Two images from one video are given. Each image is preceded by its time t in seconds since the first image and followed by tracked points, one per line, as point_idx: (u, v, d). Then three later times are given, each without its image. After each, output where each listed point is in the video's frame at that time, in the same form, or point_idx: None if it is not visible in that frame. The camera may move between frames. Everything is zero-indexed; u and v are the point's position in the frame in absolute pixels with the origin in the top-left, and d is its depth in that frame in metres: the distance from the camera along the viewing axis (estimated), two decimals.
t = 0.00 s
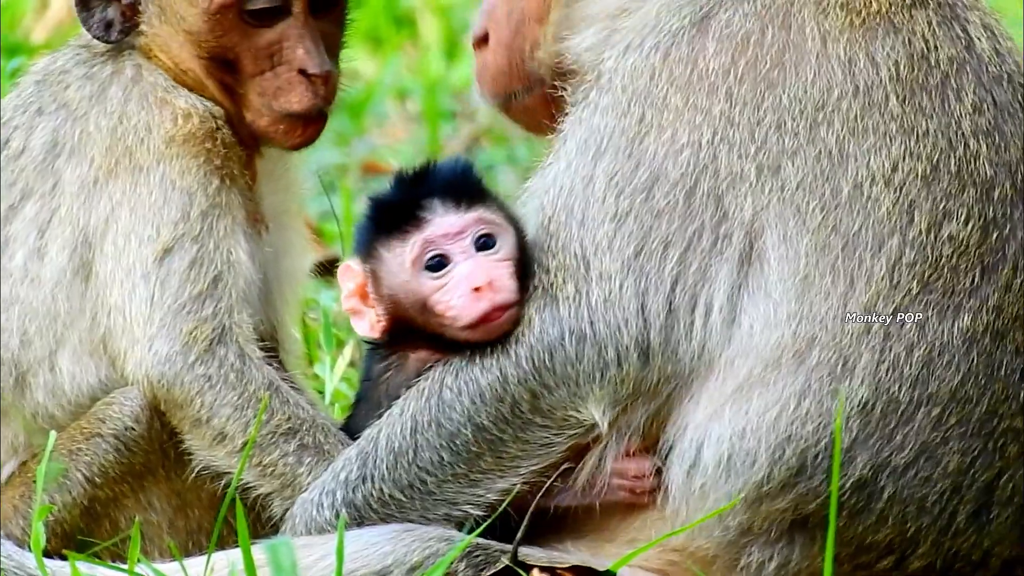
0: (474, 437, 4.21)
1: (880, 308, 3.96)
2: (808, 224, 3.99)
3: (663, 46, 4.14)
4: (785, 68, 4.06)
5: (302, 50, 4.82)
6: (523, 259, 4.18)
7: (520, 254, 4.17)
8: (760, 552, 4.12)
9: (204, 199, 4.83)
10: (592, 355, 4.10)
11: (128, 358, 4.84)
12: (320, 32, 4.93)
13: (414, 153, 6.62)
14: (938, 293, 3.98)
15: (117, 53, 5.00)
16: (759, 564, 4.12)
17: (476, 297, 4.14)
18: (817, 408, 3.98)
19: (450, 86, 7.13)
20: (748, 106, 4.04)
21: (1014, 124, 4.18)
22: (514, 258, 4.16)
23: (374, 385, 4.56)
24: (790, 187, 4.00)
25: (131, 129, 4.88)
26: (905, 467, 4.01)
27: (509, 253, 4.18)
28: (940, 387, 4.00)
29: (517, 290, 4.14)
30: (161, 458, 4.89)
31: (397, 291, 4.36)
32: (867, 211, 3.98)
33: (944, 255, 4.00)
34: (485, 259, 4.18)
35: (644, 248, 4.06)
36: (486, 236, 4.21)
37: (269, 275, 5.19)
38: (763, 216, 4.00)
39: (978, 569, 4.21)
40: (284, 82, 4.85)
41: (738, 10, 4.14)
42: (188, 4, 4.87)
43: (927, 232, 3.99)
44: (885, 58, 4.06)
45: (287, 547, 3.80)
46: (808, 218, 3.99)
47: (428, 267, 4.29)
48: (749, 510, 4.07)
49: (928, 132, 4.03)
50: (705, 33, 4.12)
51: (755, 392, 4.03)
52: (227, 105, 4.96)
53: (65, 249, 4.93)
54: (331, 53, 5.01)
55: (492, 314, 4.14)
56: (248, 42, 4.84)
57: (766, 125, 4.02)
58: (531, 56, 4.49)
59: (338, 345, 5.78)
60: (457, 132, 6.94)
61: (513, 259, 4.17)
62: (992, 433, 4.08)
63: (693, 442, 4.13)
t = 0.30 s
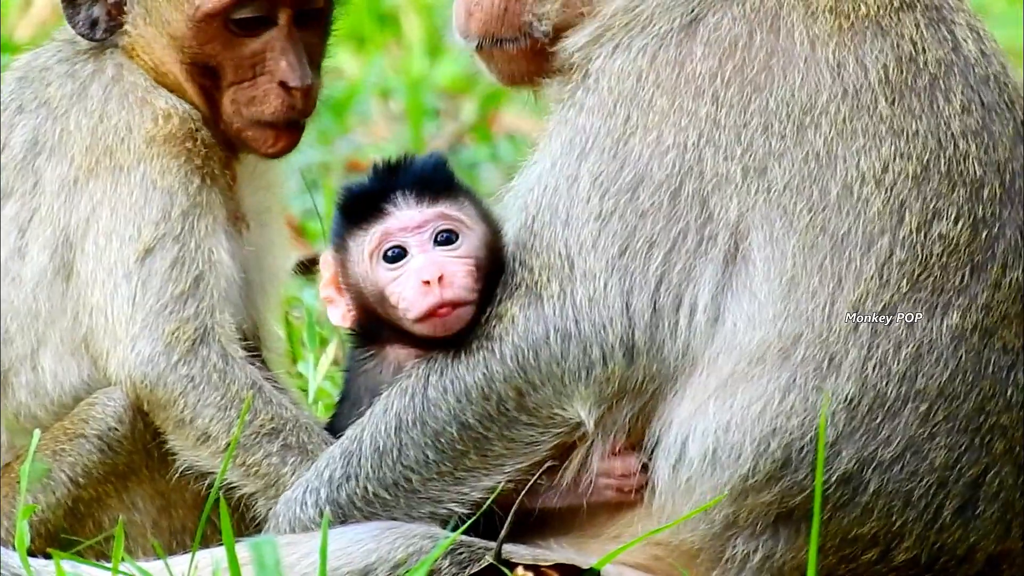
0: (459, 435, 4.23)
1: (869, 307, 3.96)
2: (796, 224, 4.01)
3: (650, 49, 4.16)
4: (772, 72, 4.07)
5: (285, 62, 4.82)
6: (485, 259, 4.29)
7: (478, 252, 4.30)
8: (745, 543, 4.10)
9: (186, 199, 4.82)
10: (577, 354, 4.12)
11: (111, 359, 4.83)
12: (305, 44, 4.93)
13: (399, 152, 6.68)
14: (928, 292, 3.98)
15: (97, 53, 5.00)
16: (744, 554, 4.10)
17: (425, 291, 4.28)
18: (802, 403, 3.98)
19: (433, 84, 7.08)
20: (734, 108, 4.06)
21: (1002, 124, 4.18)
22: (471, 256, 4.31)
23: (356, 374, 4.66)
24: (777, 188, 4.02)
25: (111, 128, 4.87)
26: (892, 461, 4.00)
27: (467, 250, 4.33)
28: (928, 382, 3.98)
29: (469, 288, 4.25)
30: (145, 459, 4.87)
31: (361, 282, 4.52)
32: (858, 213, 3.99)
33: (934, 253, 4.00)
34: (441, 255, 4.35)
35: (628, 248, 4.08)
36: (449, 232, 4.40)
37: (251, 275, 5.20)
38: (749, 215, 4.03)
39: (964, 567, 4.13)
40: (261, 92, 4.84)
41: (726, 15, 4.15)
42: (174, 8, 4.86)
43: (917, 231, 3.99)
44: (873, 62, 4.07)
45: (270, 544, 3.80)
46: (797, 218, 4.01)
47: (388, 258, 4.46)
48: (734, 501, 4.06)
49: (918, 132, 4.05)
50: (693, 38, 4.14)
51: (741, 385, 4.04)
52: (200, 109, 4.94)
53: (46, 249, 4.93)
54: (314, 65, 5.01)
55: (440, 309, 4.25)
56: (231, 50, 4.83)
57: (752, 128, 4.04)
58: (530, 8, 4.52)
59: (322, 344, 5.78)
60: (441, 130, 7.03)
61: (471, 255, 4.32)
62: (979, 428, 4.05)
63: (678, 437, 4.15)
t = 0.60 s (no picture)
0: (453, 433, 4.24)
1: (867, 307, 3.98)
2: (795, 225, 4.02)
3: (651, 46, 4.18)
4: (771, 72, 4.08)
5: (270, 63, 4.79)
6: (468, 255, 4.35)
7: (461, 249, 4.35)
8: (740, 540, 4.11)
9: (177, 197, 4.81)
10: (571, 352, 4.14)
11: (104, 356, 4.82)
12: (292, 44, 4.89)
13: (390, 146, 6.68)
14: (927, 293, 4.00)
15: (88, 50, 4.98)
16: (739, 552, 4.12)
17: (407, 289, 4.30)
18: (800, 401, 3.99)
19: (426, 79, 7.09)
20: (733, 107, 4.07)
21: (1000, 124, 4.20)
22: (454, 252, 4.35)
23: (346, 369, 4.65)
24: (775, 189, 4.03)
25: (102, 127, 4.85)
26: (889, 460, 4.01)
27: (451, 246, 4.37)
28: (926, 382, 4.00)
29: (452, 285, 4.28)
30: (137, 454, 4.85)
31: (344, 277, 4.53)
32: (857, 214, 4.01)
33: (933, 254, 4.02)
34: (424, 251, 4.37)
35: (623, 248, 4.10)
36: (432, 228, 4.42)
37: (243, 272, 5.20)
38: (745, 216, 4.04)
39: (959, 565, 4.15)
40: (248, 92, 4.81)
41: (726, 14, 4.16)
42: (159, 9, 4.83)
43: (917, 233, 4.01)
44: (872, 63, 4.09)
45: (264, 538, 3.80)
46: (795, 219, 4.02)
47: (370, 254, 4.46)
48: (730, 499, 4.08)
49: (917, 133, 4.06)
50: (693, 36, 4.15)
51: (738, 383, 4.05)
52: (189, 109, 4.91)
53: (38, 245, 4.92)
54: (302, 64, 4.97)
55: (421, 306, 4.28)
56: (217, 50, 4.80)
57: (751, 128, 4.06)
58: None
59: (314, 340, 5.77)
60: (433, 125, 7.02)
61: (455, 252, 4.35)
62: (976, 429, 4.06)
63: (675, 434, 4.15)
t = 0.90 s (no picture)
0: (453, 427, 4.23)
1: (871, 304, 3.98)
2: (799, 222, 4.02)
3: (656, 42, 4.17)
4: (775, 69, 4.08)
5: (314, 80, 4.82)
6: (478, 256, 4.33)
7: (472, 249, 4.34)
8: (742, 536, 4.12)
9: (177, 190, 4.79)
10: (573, 349, 4.13)
11: (103, 350, 4.80)
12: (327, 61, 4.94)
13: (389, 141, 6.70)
14: (931, 291, 3.99)
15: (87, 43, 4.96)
16: (742, 547, 4.12)
17: (419, 289, 4.27)
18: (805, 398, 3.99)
19: (425, 71, 7.08)
20: (736, 104, 4.07)
21: (1004, 120, 4.20)
22: (465, 253, 4.33)
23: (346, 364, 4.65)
24: (778, 187, 4.03)
25: (104, 118, 4.83)
26: (893, 457, 4.02)
27: (462, 247, 4.35)
28: (930, 380, 4.00)
29: (462, 285, 4.26)
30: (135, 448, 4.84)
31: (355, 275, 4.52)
32: (860, 211, 4.01)
33: (938, 252, 4.01)
34: (436, 251, 4.35)
35: (625, 245, 4.09)
36: (443, 228, 4.40)
37: (241, 267, 5.18)
38: (747, 216, 4.04)
39: (961, 561, 4.16)
40: (287, 105, 4.81)
41: (731, 11, 4.16)
42: (217, 6, 4.74)
43: (921, 230, 4.01)
44: (877, 60, 4.08)
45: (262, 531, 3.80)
46: (798, 216, 4.02)
47: (382, 253, 4.46)
48: (734, 494, 4.07)
49: (922, 131, 4.06)
50: (697, 33, 4.15)
51: (742, 381, 4.05)
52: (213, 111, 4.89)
53: (38, 238, 4.92)
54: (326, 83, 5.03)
55: (432, 306, 4.25)
56: (268, 60, 4.77)
57: (755, 125, 4.05)
58: None
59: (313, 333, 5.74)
60: (432, 117, 7.04)
61: (465, 252, 4.33)
62: (979, 426, 4.07)
63: (679, 430, 4.15)
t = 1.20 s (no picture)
0: (463, 425, 4.23)
1: (882, 302, 3.98)
2: (810, 221, 4.02)
3: (665, 40, 4.17)
4: (785, 67, 4.08)
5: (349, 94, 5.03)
6: (474, 289, 4.38)
7: (471, 283, 4.38)
8: (753, 534, 4.11)
9: (188, 185, 4.80)
10: (584, 347, 4.13)
11: (111, 345, 4.79)
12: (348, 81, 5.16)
13: (398, 140, 6.73)
14: (942, 289, 4.00)
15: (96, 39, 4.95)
16: (752, 545, 4.11)
17: (417, 328, 4.30)
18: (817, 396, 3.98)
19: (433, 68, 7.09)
20: (746, 102, 4.07)
21: (1013, 118, 4.20)
22: (464, 287, 4.37)
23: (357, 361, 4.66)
24: (789, 185, 4.03)
25: (119, 109, 4.82)
26: (904, 456, 4.01)
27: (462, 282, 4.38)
28: (941, 378, 4.00)
29: (459, 322, 4.30)
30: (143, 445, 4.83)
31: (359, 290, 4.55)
32: (871, 209, 4.01)
33: (949, 250, 4.01)
34: (435, 289, 4.36)
35: (635, 244, 4.09)
36: (443, 263, 4.41)
37: (251, 266, 5.17)
38: (758, 215, 4.04)
39: (971, 559, 4.15)
40: (317, 112, 4.97)
41: (741, 9, 4.15)
42: (276, 12, 4.88)
43: (932, 228, 4.01)
44: (887, 58, 4.08)
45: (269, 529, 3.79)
46: (809, 214, 4.02)
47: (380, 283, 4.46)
48: (745, 493, 4.07)
49: (932, 129, 4.06)
50: (707, 30, 4.14)
51: (753, 379, 4.05)
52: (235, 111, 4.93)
53: (49, 232, 4.88)
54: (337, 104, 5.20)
55: (431, 345, 4.29)
56: (315, 70, 4.94)
57: (765, 124, 4.05)
58: None
59: (322, 328, 5.71)
60: (441, 113, 7.07)
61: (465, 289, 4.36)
62: (991, 424, 4.07)
63: (692, 424, 4.15)
